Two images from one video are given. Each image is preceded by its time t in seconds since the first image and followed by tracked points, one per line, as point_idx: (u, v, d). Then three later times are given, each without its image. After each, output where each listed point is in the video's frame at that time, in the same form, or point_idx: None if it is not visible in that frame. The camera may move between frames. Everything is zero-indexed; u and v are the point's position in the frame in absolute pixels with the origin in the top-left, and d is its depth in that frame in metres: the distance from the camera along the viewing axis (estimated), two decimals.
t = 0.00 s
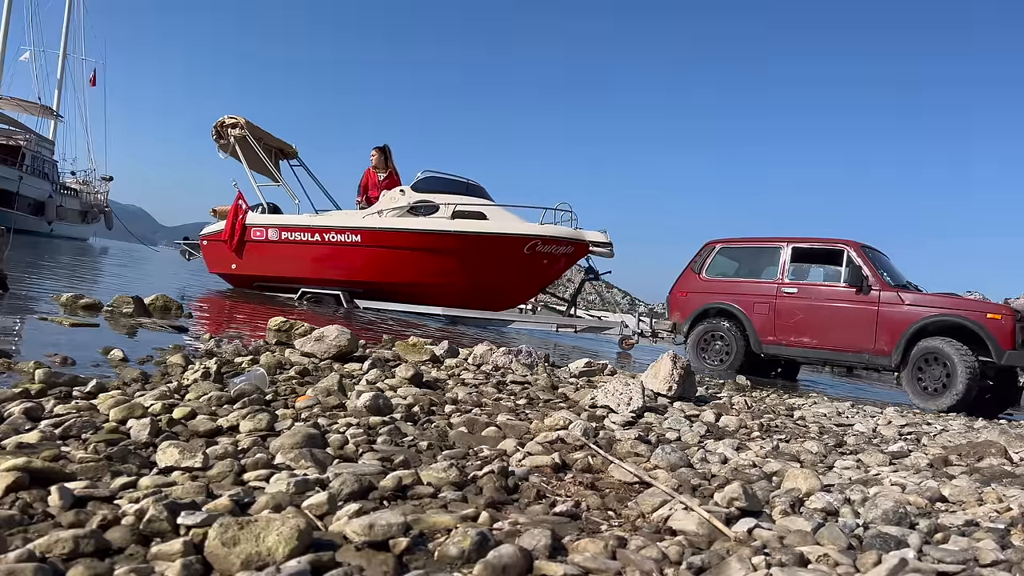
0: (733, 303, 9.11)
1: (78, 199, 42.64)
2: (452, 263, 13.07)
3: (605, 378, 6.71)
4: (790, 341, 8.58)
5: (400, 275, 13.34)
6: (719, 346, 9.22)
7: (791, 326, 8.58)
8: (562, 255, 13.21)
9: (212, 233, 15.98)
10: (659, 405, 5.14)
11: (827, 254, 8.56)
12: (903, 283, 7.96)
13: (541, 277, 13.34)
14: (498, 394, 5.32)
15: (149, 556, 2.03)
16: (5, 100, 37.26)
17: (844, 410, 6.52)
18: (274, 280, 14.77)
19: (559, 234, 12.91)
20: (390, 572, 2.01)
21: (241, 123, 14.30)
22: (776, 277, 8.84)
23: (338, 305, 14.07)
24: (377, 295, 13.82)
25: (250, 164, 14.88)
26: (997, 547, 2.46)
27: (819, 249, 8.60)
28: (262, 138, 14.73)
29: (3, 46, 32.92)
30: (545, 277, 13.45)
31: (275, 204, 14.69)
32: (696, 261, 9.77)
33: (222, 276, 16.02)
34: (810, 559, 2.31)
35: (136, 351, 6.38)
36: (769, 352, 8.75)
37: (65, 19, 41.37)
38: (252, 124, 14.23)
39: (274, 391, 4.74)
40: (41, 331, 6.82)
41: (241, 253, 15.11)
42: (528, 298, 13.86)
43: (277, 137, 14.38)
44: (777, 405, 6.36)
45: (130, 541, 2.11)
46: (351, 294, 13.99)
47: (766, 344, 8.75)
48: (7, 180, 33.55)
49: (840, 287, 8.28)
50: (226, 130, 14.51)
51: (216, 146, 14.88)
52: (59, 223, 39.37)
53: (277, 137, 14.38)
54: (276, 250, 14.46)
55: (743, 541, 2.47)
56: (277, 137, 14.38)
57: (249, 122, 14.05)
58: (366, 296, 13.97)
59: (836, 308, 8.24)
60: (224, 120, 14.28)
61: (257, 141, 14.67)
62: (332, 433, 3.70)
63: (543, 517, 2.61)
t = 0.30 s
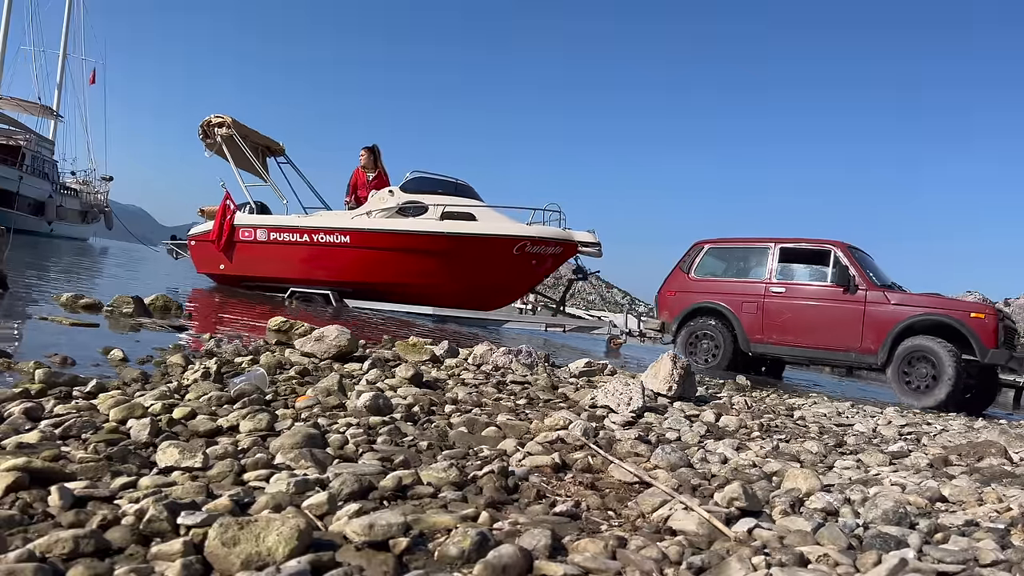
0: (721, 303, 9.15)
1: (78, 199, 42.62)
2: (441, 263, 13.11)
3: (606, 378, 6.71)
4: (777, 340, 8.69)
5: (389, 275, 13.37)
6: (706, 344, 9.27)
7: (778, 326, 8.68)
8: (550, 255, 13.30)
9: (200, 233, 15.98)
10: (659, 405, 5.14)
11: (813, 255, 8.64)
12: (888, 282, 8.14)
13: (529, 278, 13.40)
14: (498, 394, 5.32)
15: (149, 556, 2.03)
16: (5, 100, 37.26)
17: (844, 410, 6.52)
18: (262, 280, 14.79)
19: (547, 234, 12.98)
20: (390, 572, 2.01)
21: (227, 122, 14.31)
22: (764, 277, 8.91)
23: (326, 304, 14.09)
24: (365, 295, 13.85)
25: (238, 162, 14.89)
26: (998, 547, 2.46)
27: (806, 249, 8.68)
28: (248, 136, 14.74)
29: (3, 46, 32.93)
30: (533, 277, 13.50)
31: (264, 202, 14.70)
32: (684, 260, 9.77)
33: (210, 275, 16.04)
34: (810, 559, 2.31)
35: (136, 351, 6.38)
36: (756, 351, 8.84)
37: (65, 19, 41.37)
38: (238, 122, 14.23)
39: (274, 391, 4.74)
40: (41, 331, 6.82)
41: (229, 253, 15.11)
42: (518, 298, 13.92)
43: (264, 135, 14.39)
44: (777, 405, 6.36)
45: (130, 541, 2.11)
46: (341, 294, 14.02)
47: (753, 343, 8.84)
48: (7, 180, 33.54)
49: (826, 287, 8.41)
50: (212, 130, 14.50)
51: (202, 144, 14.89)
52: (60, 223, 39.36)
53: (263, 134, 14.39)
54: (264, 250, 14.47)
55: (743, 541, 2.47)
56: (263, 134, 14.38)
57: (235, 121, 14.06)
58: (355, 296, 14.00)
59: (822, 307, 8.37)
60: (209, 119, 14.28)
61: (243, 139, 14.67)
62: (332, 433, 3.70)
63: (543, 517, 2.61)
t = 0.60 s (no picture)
0: (713, 300, 9.16)
1: (78, 199, 42.63)
2: (435, 260, 13.12)
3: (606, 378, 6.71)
4: (768, 337, 8.71)
5: (383, 273, 13.37)
6: (700, 343, 9.25)
7: (770, 323, 8.71)
8: (544, 252, 13.28)
9: (195, 231, 15.99)
10: (659, 405, 5.14)
11: (805, 253, 8.68)
12: (878, 281, 8.20)
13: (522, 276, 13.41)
14: (498, 394, 5.32)
15: (149, 556, 2.03)
16: (5, 101, 37.25)
17: (844, 410, 6.52)
18: (256, 277, 14.78)
19: (540, 230, 12.97)
20: (390, 572, 2.01)
21: (222, 121, 14.32)
22: (756, 275, 8.91)
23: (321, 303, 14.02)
24: (360, 292, 13.85)
25: (232, 161, 14.90)
26: (998, 547, 2.46)
27: (799, 248, 8.72)
28: (243, 136, 14.76)
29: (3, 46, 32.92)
30: (527, 274, 13.48)
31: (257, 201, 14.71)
32: (677, 258, 9.78)
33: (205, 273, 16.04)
34: (810, 559, 2.31)
35: (136, 351, 6.38)
36: (748, 347, 8.87)
37: (65, 19, 41.37)
38: (233, 121, 14.25)
39: (274, 391, 4.75)
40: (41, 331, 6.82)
41: (223, 251, 15.12)
42: (513, 295, 13.89)
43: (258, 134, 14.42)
44: (777, 405, 6.36)
45: (130, 541, 2.11)
46: (336, 292, 14.01)
47: (745, 340, 8.86)
48: (7, 180, 33.55)
49: (818, 285, 8.44)
50: (206, 128, 14.50)
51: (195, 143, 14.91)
52: (60, 223, 39.36)
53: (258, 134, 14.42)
54: (257, 248, 14.48)
55: (743, 541, 2.47)
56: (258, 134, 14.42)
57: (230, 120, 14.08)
58: (349, 294, 14.01)
59: (813, 305, 8.40)
60: (204, 117, 14.29)
61: (238, 138, 14.69)
62: (332, 432, 3.70)
63: (543, 517, 2.61)
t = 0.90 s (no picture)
0: (707, 300, 9.17)
1: (78, 199, 42.62)
2: (431, 259, 13.16)
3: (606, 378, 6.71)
4: (762, 337, 8.73)
5: (378, 271, 13.39)
6: (694, 343, 9.23)
7: (764, 323, 8.72)
8: (539, 252, 13.40)
9: (190, 229, 15.97)
10: (659, 405, 5.14)
11: (798, 254, 8.70)
12: (871, 281, 8.25)
13: (516, 276, 13.54)
14: (498, 394, 5.32)
15: (149, 556, 2.03)
16: (5, 101, 37.25)
17: (844, 410, 6.53)
18: (251, 275, 14.78)
19: (535, 230, 13.06)
20: (390, 572, 2.01)
21: (220, 120, 14.31)
22: (750, 275, 8.92)
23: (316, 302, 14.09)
24: (355, 290, 13.87)
25: (229, 160, 14.89)
26: (997, 547, 2.46)
27: (792, 248, 8.74)
28: (241, 135, 14.76)
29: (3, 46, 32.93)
30: (522, 273, 13.57)
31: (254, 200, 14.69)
32: (671, 258, 9.77)
33: (200, 271, 16.03)
34: (810, 559, 2.31)
35: (136, 351, 6.38)
36: (742, 347, 8.88)
37: (65, 19, 41.38)
38: (231, 121, 14.24)
39: (274, 391, 4.74)
40: (40, 331, 6.82)
41: (218, 249, 15.11)
42: (507, 295, 13.96)
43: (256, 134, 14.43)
44: (777, 405, 6.36)
45: (130, 541, 2.11)
46: (330, 290, 14.06)
47: (739, 339, 8.88)
48: (7, 180, 33.54)
49: (812, 285, 8.47)
50: (204, 127, 14.48)
51: (194, 142, 14.88)
52: (60, 223, 39.36)
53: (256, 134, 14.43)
54: (253, 246, 14.49)
55: (743, 541, 2.47)
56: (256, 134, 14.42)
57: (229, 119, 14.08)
58: (345, 292, 14.03)
59: (807, 305, 8.43)
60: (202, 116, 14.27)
61: (235, 138, 14.68)
62: (332, 432, 3.70)
63: (543, 517, 2.61)
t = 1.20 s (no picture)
0: (700, 299, 9.17)
1: (78, 199, 42.61)
2: (425, 258, 13.19)
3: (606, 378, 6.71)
4: (754, 336, 8.73)
5: (371, 270, 13.41)
6: (688, 341, 9.20)
7: (757, 322, 8.72)
8: (532, 252, 13.41)
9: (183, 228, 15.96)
10: (659, 405, 5.14)
11: (791, 254, 8.72)
12: (863, 281, 8.27)
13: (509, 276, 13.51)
14: (498, 394, 5.32)
15: (149, 556, 2.03)
16: (5, 101, 37.23)
17: (843, 410, 6.53)
18: (246, 274, 14.81)
19: (529, 230, 13.07)
20: (390, 572, 2.01)
21: (214, 118, 14.30)
22: (742, 275, 8.93)
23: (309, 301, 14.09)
24: (349, 289, 13.90)
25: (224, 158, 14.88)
26: (997, 547, 2.46)
27: (785, 248, 8.75)
28: (235, 133, 14.75)
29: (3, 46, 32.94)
30: (515, 273, 13.58)
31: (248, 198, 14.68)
32: (664, 257, 9.77)
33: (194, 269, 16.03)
34: (811, 559, 2.31)
35: (136, 352, 6.38)
36: (735, 346, 8.88)
37: (65, 19, 41.38)
38: (225, 119, 14.24)
39: (274, 391, 4.75)
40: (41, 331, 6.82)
41: (212, 248, 15.11)
42: (501, 295, 13.97)
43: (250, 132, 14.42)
44: (777, 405, 6.37)
45: (130, 541, 2.11)
46: (323, 289, 14.07)
47: (732, 338, 8.88)
48: (7, 180, 33.53)
49: (804, 284, 8.48)
50: (198, 125, 14.47)
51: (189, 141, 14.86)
52: (60, 223, 39.33)
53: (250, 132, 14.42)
54: (247, 244, 14.52)
55: (743, 541, 2.47)
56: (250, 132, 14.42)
57: (224, 118, 14.07)
58: (338, 291, 14.06)
59: (799, 304, 8.44)
60: (196, 114, 14.26)
61: (229, 136, 14.67)
62: (332, 432, 3.70)
63: (543, 517, 2.61)
